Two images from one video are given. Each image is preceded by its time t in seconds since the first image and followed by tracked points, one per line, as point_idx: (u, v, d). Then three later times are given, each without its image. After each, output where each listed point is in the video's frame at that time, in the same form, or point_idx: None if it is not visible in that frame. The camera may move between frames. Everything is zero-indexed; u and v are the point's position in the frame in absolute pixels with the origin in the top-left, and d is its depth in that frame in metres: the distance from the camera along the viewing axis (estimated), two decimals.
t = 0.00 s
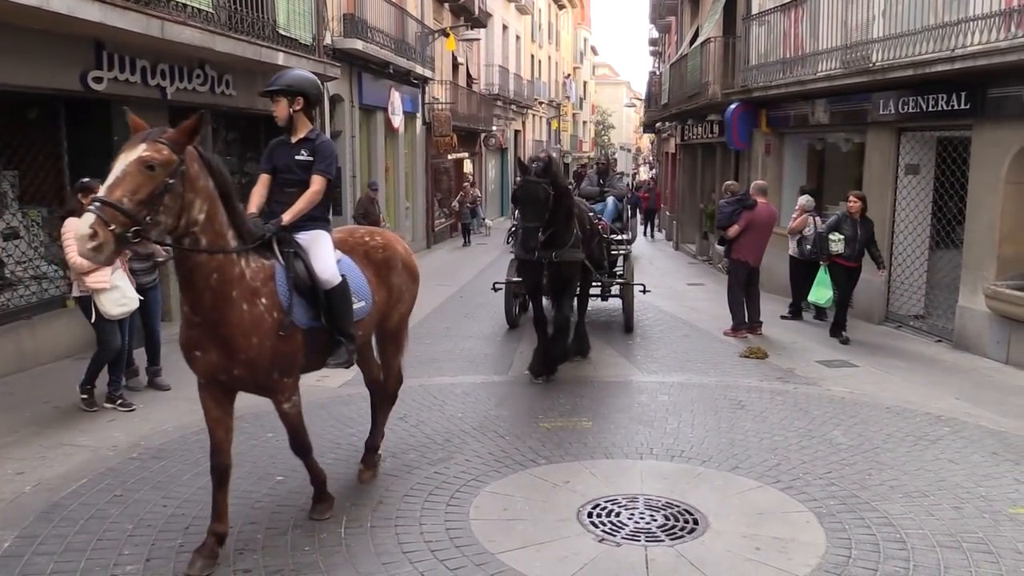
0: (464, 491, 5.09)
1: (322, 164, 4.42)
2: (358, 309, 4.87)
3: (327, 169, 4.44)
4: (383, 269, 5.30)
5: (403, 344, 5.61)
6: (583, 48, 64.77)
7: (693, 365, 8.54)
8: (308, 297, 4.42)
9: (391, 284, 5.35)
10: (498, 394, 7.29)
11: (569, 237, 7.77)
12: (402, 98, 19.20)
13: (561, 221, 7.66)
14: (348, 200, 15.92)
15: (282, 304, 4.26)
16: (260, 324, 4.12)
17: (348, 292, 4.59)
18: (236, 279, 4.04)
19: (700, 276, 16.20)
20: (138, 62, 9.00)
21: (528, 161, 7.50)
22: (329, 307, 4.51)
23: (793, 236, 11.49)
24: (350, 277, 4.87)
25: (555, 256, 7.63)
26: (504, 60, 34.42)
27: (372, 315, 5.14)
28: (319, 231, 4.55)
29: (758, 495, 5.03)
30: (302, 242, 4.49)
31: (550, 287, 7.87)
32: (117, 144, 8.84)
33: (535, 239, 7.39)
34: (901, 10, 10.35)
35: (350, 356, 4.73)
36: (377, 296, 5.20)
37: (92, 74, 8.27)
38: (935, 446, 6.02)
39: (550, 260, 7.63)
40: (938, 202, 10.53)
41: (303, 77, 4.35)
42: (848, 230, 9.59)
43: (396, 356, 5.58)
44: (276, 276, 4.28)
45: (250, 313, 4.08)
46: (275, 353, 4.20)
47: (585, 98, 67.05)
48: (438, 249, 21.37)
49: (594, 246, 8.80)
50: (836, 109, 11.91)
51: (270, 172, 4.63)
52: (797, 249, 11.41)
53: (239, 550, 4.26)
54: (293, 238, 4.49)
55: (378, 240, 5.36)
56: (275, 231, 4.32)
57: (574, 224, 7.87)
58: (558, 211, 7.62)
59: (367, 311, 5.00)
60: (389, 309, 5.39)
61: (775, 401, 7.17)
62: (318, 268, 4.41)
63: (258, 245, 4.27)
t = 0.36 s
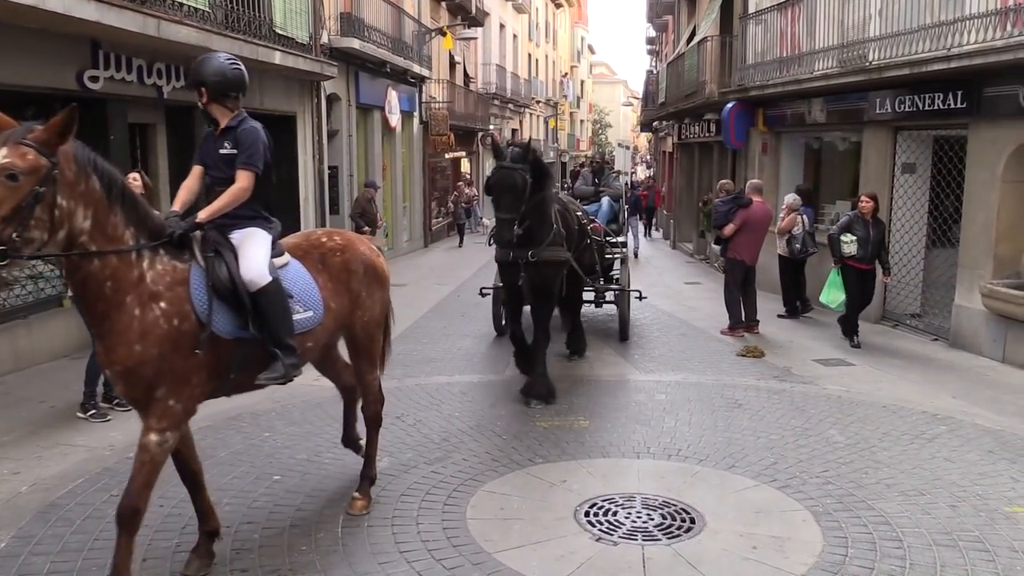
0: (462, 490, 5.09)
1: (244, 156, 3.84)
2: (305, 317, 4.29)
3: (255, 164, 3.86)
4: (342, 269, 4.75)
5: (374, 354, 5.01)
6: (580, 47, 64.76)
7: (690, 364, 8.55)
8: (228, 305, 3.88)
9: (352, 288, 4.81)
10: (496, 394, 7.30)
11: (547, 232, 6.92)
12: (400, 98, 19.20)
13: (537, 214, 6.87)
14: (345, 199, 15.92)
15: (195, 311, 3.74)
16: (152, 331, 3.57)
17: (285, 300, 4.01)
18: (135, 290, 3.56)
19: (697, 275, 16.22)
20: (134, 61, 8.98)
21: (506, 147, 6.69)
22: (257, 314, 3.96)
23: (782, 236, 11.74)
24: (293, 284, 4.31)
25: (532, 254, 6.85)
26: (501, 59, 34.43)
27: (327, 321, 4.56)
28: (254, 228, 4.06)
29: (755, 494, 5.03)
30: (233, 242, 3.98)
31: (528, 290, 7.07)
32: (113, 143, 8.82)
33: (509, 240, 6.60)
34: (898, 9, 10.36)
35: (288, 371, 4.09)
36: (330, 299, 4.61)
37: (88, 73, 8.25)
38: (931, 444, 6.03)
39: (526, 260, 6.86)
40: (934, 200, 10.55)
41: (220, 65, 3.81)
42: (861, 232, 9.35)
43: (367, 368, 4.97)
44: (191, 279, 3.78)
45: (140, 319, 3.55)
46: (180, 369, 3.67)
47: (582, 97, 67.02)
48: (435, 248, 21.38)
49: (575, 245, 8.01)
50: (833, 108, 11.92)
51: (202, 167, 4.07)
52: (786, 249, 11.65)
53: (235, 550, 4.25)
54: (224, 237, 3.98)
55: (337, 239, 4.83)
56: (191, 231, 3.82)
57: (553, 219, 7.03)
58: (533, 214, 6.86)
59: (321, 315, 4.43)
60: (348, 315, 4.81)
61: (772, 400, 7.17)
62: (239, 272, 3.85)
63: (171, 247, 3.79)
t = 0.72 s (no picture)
0: (460, 491, 5.08)
1: (155, 148, 3.37)
2: (236, 339, 3.89)
3: (169, 156, 3.38)
4: (287, 291, 4.38)
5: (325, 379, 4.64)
6: (580, 47, 64.79)
7: (689, 365, 8.56)
8: (141, 324, 3.47)
9: (298, 311, 4.43)
10: (495, 395, 7.29)
11: (518, 243, 6.24)
12: (399, 98, 19.20)
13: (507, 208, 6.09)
14: (344, 200, 15.93)
15: (100, 330, 3.35)
16: (47, 353, 3.21)
17: (211, 319, 3.62)
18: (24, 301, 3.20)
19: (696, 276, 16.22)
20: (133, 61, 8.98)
21: (462, 138, 5.96)
22: (178, 337, 3.56)
23: (781, 235, 11.76)
24: (225, 300, 3.91)
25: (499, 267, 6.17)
26: (501, 59, 34.46)
27: (268, 346, 4.17)
28: (179, 236, 3.61)
29: (754, 495, 5.03)
30: (157, 253, 3.56)
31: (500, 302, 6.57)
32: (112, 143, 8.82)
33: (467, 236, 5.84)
34: (897, 10, 10.37)
35: (216, 401, 3.66)
36: (273, 321, 4.21)
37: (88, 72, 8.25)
38: (930, 445, 6.03)
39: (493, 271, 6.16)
40: (933, 201, 10.57)
41: (122, 52, 3.35)
42: (875, 236, 9.08)
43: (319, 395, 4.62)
44: (98, 295, 3.40)
45: (32, 340, 3.19)
46: (88, 395, 3.32)
47: (581, 97, 67.06)
48: (435, 248, 21.38)
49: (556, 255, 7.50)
50: (832, 110, 11.93)
51: (118, 170, 3.55)
52: (785, 248, 11.66)
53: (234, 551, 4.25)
54: (149, 247, 3.59)
55: (283, 257, 4.46)
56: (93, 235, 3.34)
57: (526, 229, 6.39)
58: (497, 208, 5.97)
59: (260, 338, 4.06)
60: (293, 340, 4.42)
61: (771, 401, 7.17)
62: (156, 287, 3.46)
63: (69, 256, 3.39)
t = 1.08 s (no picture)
0: (460, 492, 5.08)
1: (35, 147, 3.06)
2: (127, 361, 3.56)
3: (53, 158, 3.08)
4: (191, 297, 3.92)
5: (238, 400, 4.14)
6: (580, 48, 64.81)
7: (689, 366, 8.56)
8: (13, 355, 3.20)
9: (202, 319, 3.94)
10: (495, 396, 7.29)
11: (482, 248, 6.02)
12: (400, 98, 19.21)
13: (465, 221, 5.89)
14: (345, 201, 15.95)
15: None
16: None
17: (92, 347, 3.32)
18: None
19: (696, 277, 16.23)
20: (134, 62, 8.99)
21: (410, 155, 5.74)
22: (54, 370, 3.31)
23: (782, 235, 11.76)
24: (114, 317, 3.57)
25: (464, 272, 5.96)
26: (501, 60, 34.47)
27: (159, 363, 3.75)
28: (59, 253, 3.25)
29: (754, 496, 5.03)
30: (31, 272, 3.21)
31: (459, 312, 6.17)
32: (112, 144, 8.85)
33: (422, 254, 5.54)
34: (898, 12, 10.37)
35: (96, 439, 3.39)
36: (166, 336, 3.77)
37: (88, 73, 8.25)
38: (930, 447, 6.03)
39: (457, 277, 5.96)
40: (933, 203, 10.56)
41: (4, 36, 3.05)
42: (892, 236, 8.95)
43: (226, 418, 4.10)
44: None
45: None
46: None
47: (582, 98, 67.07)
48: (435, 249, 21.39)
49: (530, 259, 7.01)
50: (833, 111, 11.92)
51: None
52: (785, 248, 11.66)
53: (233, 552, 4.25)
54: (19, 262, 3.23)
55: (189, 257, 3.97)
56: None
57: (492, 232, 6.11)
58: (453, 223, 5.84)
59: (152, 356, 3.68)
60: (196, 354, 3.95)
61: (771, 402, 7.17)
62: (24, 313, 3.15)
63: None
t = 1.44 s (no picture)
0: (460, 493, 5.07)
1: None
2: None
3: None
4: (83, 308, 3.46)
5: (157, 420, 3.66)
6: (581, 49, 64.84)
7: (690, 367, 8.56)
8: None
9: (95, 333, 3.48)
10: (495, 396, 7.29)
11: (452, 245, 5.40)
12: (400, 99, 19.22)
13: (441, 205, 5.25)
14: (346, 201, 15.96)
15: None
16: None
17: None
18: None
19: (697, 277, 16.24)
20: (135, 62, 9.00)
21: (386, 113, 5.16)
22: None
23: (783, 236, 11.73)
24: None
25: (428, 274, 5.35)
26: (502, 60, 34.51)
27: (37, 384, 3.28)
28: None
29: (754, 497, 5.03)
30: None
31: (426, 321, 5.53)
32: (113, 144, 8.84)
33: (384, 232, 4.82)
34: (899, 12, 10.36)
35: None
36: (46, 354, 3.31)
37: (89, 73, 8.26)
38: (931, 448, 6.03)
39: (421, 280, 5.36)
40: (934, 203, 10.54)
41: None
42: (908, 242, 8.69)
43: (150, 449, 3.68)
44: None
45: None
46: None
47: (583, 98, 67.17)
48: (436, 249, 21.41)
49: (509, 265, 6.48)
50: (834, 112, 11.92)
51: None
52: (786, 247, 11.64)
53: (234, 552, 4.25)
54: None
55: (79, 265, 3.52)
56: None
57: (464, 227, 5.50)
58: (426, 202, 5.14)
59: (28, 375, 3.24)
60: (91, 372, 3.49)
61: (771, 403, 7.17)
62: None
63: None
